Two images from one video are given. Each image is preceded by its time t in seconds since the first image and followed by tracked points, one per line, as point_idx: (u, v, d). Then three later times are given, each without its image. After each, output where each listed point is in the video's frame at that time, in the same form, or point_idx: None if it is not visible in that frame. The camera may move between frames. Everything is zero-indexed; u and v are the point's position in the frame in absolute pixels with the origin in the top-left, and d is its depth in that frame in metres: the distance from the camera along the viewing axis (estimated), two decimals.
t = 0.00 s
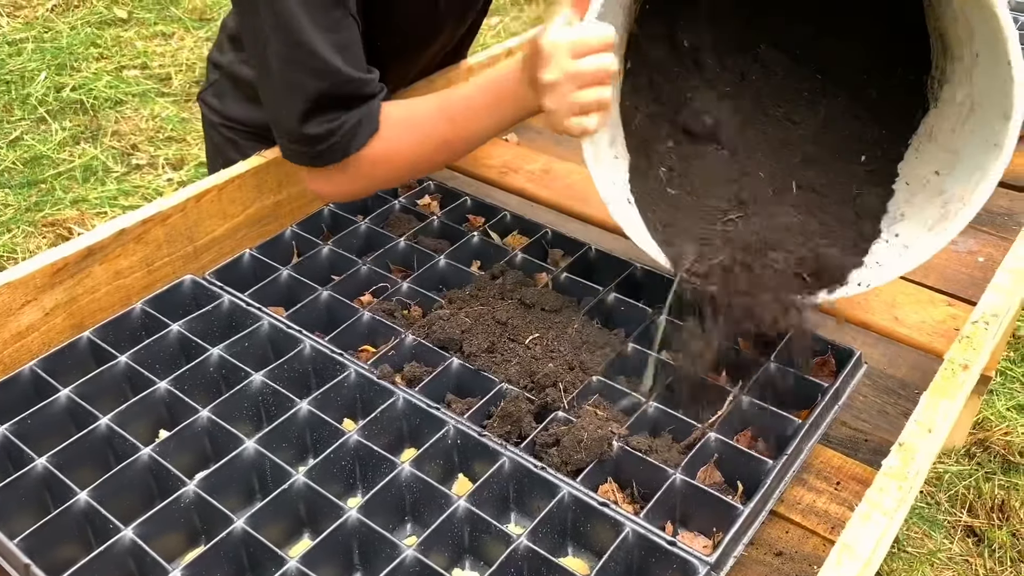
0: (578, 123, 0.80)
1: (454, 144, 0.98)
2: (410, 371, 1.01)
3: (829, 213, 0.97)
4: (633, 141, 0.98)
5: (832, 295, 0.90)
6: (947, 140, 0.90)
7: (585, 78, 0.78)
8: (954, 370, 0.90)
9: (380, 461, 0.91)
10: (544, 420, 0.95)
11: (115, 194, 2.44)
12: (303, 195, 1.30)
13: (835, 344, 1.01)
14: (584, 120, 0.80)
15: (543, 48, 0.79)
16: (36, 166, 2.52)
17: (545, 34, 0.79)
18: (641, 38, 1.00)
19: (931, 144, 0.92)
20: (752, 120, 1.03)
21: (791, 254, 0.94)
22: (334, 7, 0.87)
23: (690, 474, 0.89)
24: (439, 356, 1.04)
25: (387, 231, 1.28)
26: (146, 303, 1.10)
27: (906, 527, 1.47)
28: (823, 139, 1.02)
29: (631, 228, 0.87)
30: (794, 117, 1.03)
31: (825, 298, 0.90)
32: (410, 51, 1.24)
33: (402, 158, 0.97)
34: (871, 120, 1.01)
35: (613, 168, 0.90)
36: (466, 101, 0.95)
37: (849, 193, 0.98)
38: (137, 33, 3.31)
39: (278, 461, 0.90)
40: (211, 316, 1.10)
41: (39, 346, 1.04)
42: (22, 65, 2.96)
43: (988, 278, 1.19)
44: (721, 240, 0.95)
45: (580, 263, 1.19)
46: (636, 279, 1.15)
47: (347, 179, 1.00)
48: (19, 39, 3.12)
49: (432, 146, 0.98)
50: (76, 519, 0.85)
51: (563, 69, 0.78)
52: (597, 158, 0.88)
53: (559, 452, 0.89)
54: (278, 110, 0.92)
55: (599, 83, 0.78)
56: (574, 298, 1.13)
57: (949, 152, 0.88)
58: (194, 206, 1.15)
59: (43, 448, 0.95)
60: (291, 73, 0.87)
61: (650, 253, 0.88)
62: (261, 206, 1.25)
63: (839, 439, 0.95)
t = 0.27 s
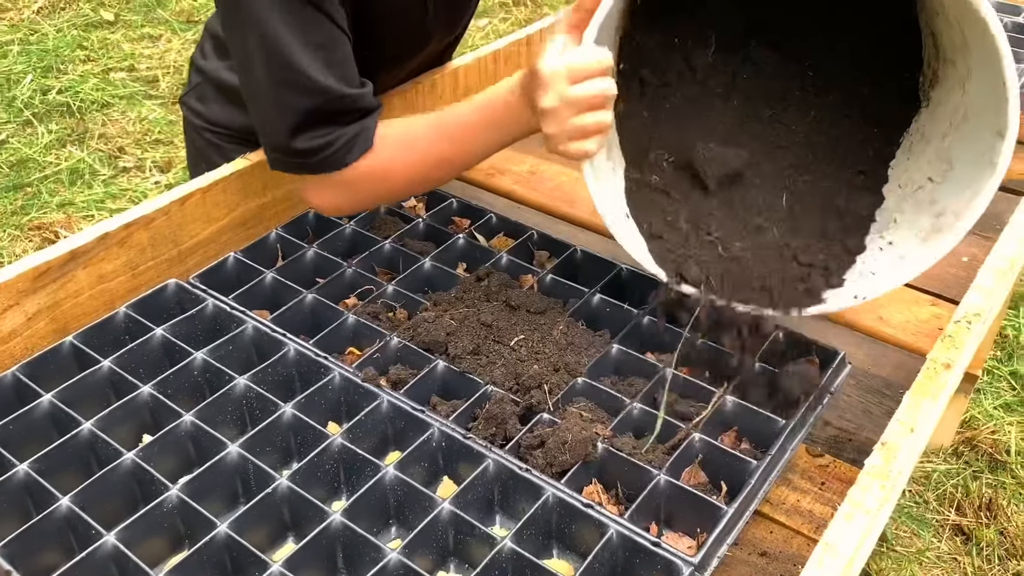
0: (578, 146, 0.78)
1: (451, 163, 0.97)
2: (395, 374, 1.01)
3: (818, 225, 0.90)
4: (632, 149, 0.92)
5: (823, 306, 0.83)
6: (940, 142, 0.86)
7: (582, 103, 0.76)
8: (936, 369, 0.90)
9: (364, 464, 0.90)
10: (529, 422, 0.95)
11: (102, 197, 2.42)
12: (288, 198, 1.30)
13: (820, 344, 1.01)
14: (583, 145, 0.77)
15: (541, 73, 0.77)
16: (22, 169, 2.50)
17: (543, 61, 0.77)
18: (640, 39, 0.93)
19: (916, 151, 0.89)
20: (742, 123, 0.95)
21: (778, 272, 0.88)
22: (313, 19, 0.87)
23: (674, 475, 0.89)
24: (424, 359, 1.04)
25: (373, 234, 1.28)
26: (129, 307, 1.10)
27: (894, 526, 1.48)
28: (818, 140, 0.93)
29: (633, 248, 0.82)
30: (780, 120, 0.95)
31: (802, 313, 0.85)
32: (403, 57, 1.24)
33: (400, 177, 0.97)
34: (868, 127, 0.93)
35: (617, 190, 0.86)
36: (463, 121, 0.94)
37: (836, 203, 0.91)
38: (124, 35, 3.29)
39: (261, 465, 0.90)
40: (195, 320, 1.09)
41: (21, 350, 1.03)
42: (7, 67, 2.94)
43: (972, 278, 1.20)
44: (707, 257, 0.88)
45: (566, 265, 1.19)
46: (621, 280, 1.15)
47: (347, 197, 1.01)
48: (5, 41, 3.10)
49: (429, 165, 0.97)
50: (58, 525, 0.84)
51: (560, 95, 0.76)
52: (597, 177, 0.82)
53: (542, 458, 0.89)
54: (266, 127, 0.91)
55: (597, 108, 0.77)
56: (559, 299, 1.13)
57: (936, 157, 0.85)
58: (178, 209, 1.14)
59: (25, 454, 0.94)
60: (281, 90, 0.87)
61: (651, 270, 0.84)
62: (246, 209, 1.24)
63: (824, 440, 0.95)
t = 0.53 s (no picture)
0: (488, 165, 0.81)
1: (390, 169, 0.99)
2: (383, 378, 1.01)
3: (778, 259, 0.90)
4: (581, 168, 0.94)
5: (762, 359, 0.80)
6: (903, 195, 0.81)
7: (491, 118, 0.78)
8: (920, 370, 0.91)
9: (352, 468, 0.90)
10: (517, 425, 0.96)
11: (90, 201, 2.41)
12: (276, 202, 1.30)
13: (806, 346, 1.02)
14: (494, 163, 0.80)
15: (450, 89, 0.80)
16: (9, 173, 2.49)
17: (455, 73, 0.79)
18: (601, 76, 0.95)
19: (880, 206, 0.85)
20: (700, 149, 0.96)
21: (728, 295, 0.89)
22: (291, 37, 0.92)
23: (662, 477, 0.90)
24: (412, 362, 1.04)
25: (361, 237, 1.28)
26: (117, 312, 1.09)
27: (882, 525, 1.49)
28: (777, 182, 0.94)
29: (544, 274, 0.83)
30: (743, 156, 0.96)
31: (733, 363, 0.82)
32: (382, 58, 1.24)
33: (343, 184, 0.98)
34: (839, 171, 0.91)
35: (539, 213, 0.87)
36: (398, 129, 0.96)
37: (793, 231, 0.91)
38: (112, 39, 3.28)
39: (249, 469, 0.90)
40: (183, 324, 1.09)
41: (8, 356, 1.03)
42: None
43: (957, 278, 1.21)
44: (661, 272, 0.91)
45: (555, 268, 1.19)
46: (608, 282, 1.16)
47: (301, 202, 1.02)
48: None
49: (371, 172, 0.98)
50: (45, 531, 0.84)
51: (471, 111, 0.78)
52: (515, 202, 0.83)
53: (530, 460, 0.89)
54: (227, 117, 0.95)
55: (507, 126, 0.79)
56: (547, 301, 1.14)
57: (897, 211, 0.81)
58: (165, 213, 1.14)
59: (12, 460, 0.94)
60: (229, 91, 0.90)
61: (576, 305, 0.84)
62: (233, 213, 1.24)
63: (810, 441, 0.96)
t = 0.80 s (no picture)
0: (406, 182, 0.76)
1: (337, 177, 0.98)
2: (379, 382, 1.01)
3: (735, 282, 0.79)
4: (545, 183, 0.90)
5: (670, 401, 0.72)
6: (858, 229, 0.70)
7: (407, 135, 0.74)
8: (914, 373, 0.92)
9: (349, 472, 0.90)
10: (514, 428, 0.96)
11: (81, 205, 2.40)
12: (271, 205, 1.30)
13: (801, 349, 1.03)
14: (411, 179, 0.76)
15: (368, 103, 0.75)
16: None
17: (375, 85, 0.75)
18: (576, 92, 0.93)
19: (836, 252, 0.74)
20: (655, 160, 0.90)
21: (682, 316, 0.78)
22: (240, 44, 0.93)
23: (659, 481, 0.90)
24: (408, 366, 1.04)
25: (356, 240, 1.28)
26: (111, 315, 1.09)
27: (875, 527, 1.50)
28: (746, 195, 0.85)
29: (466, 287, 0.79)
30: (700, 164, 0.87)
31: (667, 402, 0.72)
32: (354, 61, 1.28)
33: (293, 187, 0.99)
34: (787, 183, 0.84)
35: (475, 230, 0.83)
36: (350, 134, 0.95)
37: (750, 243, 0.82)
38: (103, 42, 3.27)
39: (245, 473, 0.89)
40: (178, 328, 1.08)
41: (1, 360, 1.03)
42: None
43: (949, 281, 1.21)
44: (616, 292, 0.81)
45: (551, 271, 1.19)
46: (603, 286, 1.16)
47: (260, 201, 1.04)
48: None
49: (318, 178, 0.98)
50: (40, 536, 0.84)
51: (387, 126, 0.74)
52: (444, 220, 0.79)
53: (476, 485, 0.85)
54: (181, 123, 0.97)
55: (424, 143, 0.75)
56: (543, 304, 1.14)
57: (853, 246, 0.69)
58: (159, 217, 1.14)
59: (6, 464, 0.93)
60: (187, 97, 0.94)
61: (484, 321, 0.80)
62: (228, 217, 1.24)
63: (805, 443, 0.96)
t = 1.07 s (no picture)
0: (354, 172, 0.80)
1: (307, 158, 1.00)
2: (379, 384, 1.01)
3: (671, 279, 0.83)
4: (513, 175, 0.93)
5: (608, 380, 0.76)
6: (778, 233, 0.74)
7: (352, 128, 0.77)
8: (914, 377, 0.92)
9: (349, 475, 0.90)
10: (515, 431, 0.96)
11: (78, 207, 2.40)
12: (271, 207, 1.30)
13: (801, 353, 1.03)
14: (358, 170, 0.80)
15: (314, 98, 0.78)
16: None
17: (320, 81, 0.78)
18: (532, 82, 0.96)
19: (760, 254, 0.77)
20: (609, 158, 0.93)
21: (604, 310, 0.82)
22: (212, 29, 0.94)
23: (659, 484, 0.90)
24: (408, 368, 1.04)
25: (356, 243, 1.28)
26: (111, 318, 1.09)
27: (872, 532, 1.50)
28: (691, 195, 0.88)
29: (418, 281, 0.83)
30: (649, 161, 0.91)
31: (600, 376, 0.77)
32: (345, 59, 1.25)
33: (255, 168, 1.01)
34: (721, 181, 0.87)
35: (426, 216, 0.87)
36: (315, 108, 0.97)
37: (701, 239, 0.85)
38: (101, 44, 3.27)
39: (245, 476, 0.89)
40: (178, 331, 1.08)
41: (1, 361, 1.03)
42: None
43: (947, 286, 1.22)
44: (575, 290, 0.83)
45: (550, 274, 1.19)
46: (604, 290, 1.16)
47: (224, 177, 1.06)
48: None
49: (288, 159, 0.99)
50: (39, 538, 0.84)
51: (332, 120, 0.77)
52: (393, 212, 0.82)
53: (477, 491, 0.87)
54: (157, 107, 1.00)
55: (371, 138, 0.78)
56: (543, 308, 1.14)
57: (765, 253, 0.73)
58: (159, 219, 1.14)
59: (5, 467, 0.93)
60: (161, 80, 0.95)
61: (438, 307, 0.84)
62: (228, 220, 1.24)
63: (805, 447, 0.96)
